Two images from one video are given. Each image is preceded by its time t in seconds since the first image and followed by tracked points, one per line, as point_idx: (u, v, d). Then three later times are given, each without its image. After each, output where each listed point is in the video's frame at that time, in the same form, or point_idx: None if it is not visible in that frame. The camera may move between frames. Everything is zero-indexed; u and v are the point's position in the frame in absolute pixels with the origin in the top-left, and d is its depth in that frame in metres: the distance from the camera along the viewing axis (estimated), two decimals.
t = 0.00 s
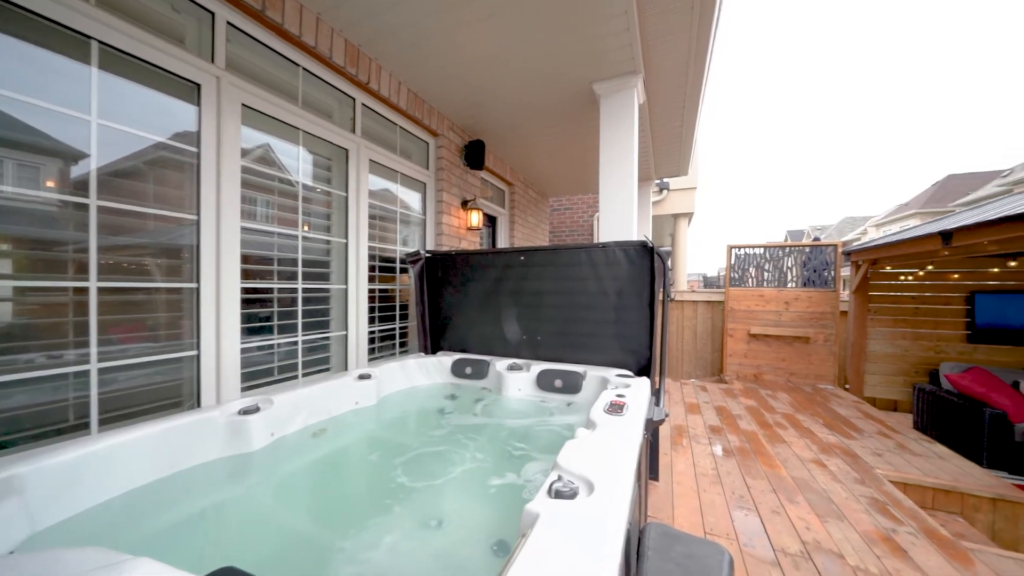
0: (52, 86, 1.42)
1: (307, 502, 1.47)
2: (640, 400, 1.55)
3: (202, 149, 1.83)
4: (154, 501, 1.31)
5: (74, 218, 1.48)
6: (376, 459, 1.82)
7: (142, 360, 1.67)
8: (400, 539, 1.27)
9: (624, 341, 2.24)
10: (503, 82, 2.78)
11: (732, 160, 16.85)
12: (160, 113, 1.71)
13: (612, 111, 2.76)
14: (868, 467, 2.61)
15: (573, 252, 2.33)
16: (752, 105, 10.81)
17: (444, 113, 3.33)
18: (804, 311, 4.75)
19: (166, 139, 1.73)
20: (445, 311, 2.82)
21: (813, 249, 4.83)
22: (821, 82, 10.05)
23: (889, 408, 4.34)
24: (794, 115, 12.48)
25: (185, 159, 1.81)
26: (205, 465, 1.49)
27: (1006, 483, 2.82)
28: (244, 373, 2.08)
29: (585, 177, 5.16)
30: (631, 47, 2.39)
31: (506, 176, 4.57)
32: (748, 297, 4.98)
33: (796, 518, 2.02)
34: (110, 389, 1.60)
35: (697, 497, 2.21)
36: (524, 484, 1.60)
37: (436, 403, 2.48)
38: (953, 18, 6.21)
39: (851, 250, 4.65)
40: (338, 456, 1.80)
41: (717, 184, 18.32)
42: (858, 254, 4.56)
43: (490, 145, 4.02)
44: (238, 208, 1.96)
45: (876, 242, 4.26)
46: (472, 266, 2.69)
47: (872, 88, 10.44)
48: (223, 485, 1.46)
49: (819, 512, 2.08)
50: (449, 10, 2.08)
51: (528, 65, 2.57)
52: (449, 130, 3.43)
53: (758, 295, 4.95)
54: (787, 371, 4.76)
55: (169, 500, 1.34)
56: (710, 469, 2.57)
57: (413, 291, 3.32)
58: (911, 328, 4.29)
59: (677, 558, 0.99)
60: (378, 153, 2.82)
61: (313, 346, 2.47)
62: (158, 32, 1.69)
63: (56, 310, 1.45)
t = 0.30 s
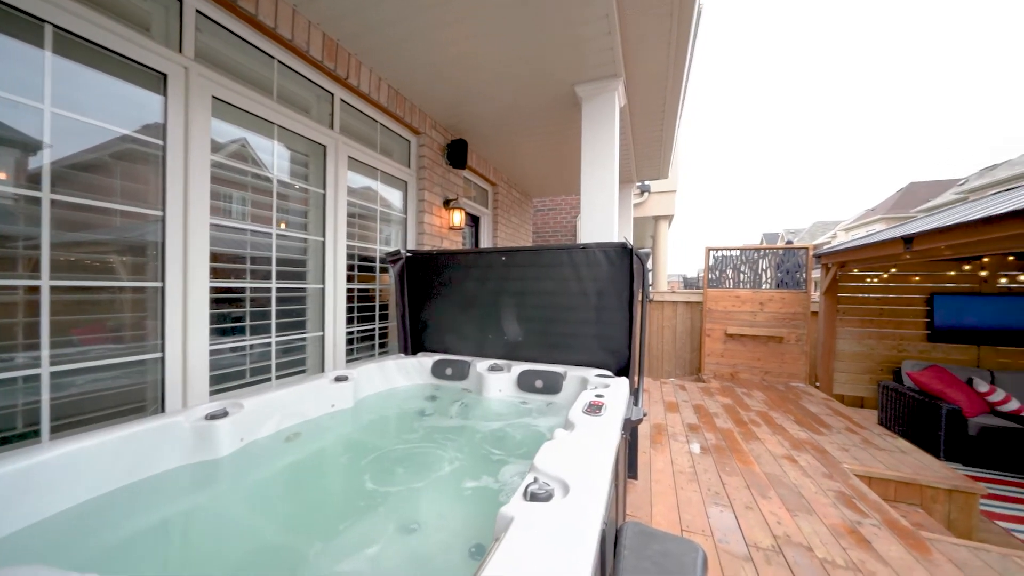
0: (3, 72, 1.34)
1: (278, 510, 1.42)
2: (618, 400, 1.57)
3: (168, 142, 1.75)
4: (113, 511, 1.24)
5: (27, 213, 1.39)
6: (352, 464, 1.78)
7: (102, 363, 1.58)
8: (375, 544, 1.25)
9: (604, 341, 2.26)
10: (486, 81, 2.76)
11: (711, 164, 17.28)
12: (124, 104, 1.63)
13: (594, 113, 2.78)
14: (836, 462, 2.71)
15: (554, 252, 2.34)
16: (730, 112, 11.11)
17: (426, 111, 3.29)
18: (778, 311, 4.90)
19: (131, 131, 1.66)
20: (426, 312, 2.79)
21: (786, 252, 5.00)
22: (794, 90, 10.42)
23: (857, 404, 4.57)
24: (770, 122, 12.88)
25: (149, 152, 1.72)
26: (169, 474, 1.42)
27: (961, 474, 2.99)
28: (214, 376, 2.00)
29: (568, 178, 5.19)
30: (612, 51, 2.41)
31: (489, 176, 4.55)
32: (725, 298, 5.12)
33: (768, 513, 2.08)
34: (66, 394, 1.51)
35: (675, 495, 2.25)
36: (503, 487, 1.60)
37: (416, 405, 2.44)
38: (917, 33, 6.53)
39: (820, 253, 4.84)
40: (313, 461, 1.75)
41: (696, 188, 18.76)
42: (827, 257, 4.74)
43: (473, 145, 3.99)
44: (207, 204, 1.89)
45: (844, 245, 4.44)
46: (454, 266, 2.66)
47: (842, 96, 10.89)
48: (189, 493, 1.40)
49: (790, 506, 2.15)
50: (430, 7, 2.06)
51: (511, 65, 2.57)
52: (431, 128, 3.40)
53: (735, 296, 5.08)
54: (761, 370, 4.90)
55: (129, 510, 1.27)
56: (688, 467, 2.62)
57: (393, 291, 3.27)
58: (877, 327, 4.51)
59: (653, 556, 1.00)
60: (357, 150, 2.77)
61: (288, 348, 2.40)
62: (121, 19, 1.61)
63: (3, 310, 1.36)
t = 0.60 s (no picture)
0: None
1: (244, 521, 1.36)
2: (593, 399, 1.59)
3: (121, 134, 1.64)
4: (61, 530, 1.16)
5: None
6: (323, 470, 1.73)
7: (48, 370, 1.47)
8: (346, 552, 1.22)
9: (580, 340, 2.28)
10: (462, 79, 2.74)
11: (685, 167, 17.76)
12: (73, 93, 1.53)
13: (569, 115, 2.80)
14: (800, 453, 2.84)
15: (531, 252, 2.34)
16: (703, 116, 11.46)
17: (402, 108, 3.23)
18: (747, 310, 5.09)
19: (82, 122, 1.55)
20: (401, 312, 2.74)
21: (755, 252, 5.19)
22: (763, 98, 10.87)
23: (821, 398, 4.81)
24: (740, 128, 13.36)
25: (99, 144, 1.61)
26: (122, 488, 1.34)
27: (912, 461, 3.18)
28: (174, 381, 1.90)
29: (545, 178, 5.21)
30: (587, 53, 2.44)
31: (467, 175, 4.52)
32: (698, 297, 5.27)
33: (737, 505, 2.15)
34: (6, 404, 1.40)
35: (649, 490, 2.29)
36: (478, 488, 1.59)
37: (391, 408, 2.40)
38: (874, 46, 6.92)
39: (786, 253, 5.05)
40: (282, 468, 1.69)
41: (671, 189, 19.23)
42: (793, 257, 4.95)
43: (450, 143, 3.95)
44: (165, 201, 1.78)
45: (807, 246, 4.66)
46: (430, 265, 2.63)
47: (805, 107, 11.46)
48: (145, 506, 1.33)
49: (758, 497, 2.24)
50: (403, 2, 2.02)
51: (487, 65, 2.55)
52: (407, 126, 3.34)
53: (707, 295, 5.24)
54: (732, 366, 5.07)
55: (76, 529, 1.18)
56: (662, 462, 2.68)
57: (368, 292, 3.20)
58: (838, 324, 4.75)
59: (626, 552, 1.02)
60: (329, 146, 2.69)
61: (255, 351, 2.30)
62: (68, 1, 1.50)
63: None
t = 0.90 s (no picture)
0: None
1: (211, 531, 1.31)
2: (572, 399, 1.60)
3: (77, 124, 1.55)
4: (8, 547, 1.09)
5: None
6: (297, 476, 1.69)
7: None
8: (319, 560, 1.19)
9: (560, 341, 2.29)
10: (444, 78, 2.71)
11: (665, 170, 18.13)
12: (26, 80, 1.44)
13: (551, 116, 2.82)
14: (772, 449, 2.93)
15: (511, 253, 2.34)
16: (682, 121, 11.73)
17: (381, 105, 3.18)
18: (724, 310, 5.23)
19: (35, 112, 1.46)
20: (380, 313, 2.69)
21: (731, 254, 5.34)
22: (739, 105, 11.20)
23: (792, 395, 4.98)
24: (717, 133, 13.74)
25: (53, 134, 1.51)
26: (77, 499, 1.26)
27: (876, 454, 3.33)
28: (136, 386, 1.82)
29: (527, 178, 5.22)
30: (568, 55, 2.46)
31: (449, 174, 4.48)
32: (677, 297, 5.39)
33: (713, 500, 2.21)
34: None
35: (629, 488, 2.33)
36: (457, 491, 1.58)
37: (369, 410, 2.35)
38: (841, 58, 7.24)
39: (760, 255, 5.22)
40: (254, 475, 1.64)
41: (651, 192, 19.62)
42: (766, 259, 5.12)
43: (431, 142, 3.91)
44: (127, 196, 1.70)
45: (780, 249, 4.82)
46: (410, 265, 2.59)
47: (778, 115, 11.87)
48: (103, 518, 1.26)
49: (732, 492, 2.30)
50: None
51: (469, 63, 2.54)
52: (386, 123, 3.28)
53: (685, 295, 5.37)
54: (709, 365, 5.20)
55: (26, 543, 1.11)
56: (641, 460, 2.72)
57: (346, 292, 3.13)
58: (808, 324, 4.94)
59: (602, 550, 1.03)
60: (305, 142, 2.62)
61: (226, 354, 2.22)
62: None
63: None
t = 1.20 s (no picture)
0: None
1: (169, 548, 1.24)
2: (549, 400, 1.60)
3: (19, 115, 1.44)
4: None
5: None
6: (265, 487, 1.62)
7: None
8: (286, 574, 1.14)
9: (538, 342, 2.29)
10: (420, 76, 2.68)
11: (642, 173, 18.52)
12: None
13: (529, 117, 2.82)
14: (744, 445, 3.03)
15: (489, 254, 2.33)
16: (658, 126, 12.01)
17: (356, 103, 3.11)
18: (698, 309, 5.37)
19: None
20: (354, 316, 2.62)
21: (705, 256, 5.50)
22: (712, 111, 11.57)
23: (763, 391, 5.16)
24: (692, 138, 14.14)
25: None
26: (25, 516, 1.18)
27: (839, 447, 3.49)
28: (87, 396, 1.70)
29: (507, 180, 5.21)
30: (544, 58, 2.47)
31: (427, 174, 4.42)
32: (654, 298, 5.50)
33: (687, 496, 2.25)
34: None
35: (606, 487, 2.35)
36: (432, 497, 1.55)
37: (343, 416, 2.29)
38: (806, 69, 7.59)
39: (732, 256, 5.39)
40: (218, 487, 1.56)
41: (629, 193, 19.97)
42: (737, 260, 5.29)
43: (409, 142, 3.85)
44: (74, 193, 1.59)
45: (750, 251, 5.00)
46: (385, 267, 2.54)
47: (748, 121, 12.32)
48: (47, 540, 1.17)
49: (705, 488, 2.36)
50: None
51: (445, 63, 2.52)
52: (361, 121, 3.21)
53: (662, 296, 5.49)
54: (685, 364, 5.33)
55: None
56: (619, 459, 2.76)
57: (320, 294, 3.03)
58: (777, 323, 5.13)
59: (578, 552, 1.03)
60: (275, 139, 2.53)
61: (188, 360, 2.12)
62: None
63: None
